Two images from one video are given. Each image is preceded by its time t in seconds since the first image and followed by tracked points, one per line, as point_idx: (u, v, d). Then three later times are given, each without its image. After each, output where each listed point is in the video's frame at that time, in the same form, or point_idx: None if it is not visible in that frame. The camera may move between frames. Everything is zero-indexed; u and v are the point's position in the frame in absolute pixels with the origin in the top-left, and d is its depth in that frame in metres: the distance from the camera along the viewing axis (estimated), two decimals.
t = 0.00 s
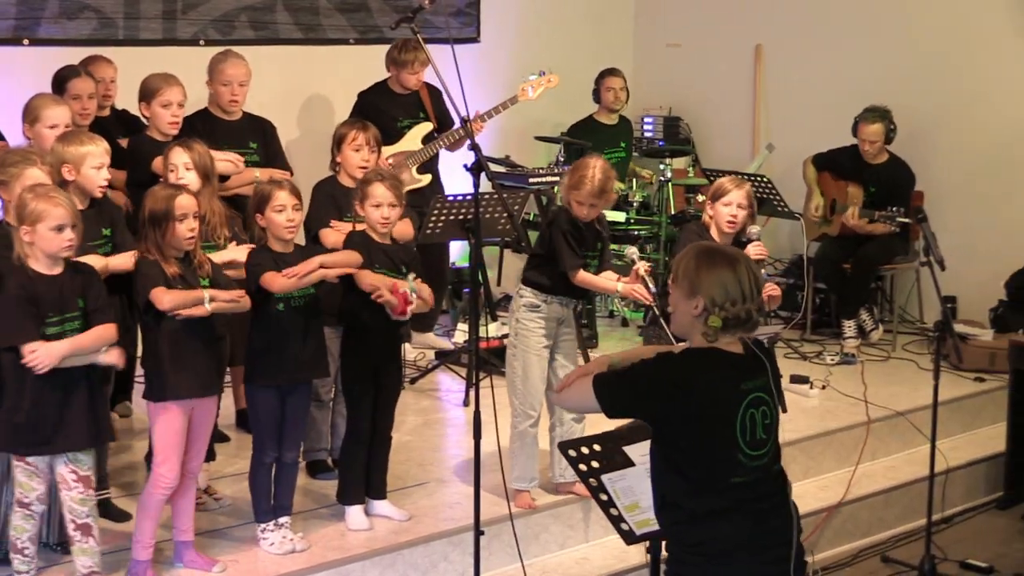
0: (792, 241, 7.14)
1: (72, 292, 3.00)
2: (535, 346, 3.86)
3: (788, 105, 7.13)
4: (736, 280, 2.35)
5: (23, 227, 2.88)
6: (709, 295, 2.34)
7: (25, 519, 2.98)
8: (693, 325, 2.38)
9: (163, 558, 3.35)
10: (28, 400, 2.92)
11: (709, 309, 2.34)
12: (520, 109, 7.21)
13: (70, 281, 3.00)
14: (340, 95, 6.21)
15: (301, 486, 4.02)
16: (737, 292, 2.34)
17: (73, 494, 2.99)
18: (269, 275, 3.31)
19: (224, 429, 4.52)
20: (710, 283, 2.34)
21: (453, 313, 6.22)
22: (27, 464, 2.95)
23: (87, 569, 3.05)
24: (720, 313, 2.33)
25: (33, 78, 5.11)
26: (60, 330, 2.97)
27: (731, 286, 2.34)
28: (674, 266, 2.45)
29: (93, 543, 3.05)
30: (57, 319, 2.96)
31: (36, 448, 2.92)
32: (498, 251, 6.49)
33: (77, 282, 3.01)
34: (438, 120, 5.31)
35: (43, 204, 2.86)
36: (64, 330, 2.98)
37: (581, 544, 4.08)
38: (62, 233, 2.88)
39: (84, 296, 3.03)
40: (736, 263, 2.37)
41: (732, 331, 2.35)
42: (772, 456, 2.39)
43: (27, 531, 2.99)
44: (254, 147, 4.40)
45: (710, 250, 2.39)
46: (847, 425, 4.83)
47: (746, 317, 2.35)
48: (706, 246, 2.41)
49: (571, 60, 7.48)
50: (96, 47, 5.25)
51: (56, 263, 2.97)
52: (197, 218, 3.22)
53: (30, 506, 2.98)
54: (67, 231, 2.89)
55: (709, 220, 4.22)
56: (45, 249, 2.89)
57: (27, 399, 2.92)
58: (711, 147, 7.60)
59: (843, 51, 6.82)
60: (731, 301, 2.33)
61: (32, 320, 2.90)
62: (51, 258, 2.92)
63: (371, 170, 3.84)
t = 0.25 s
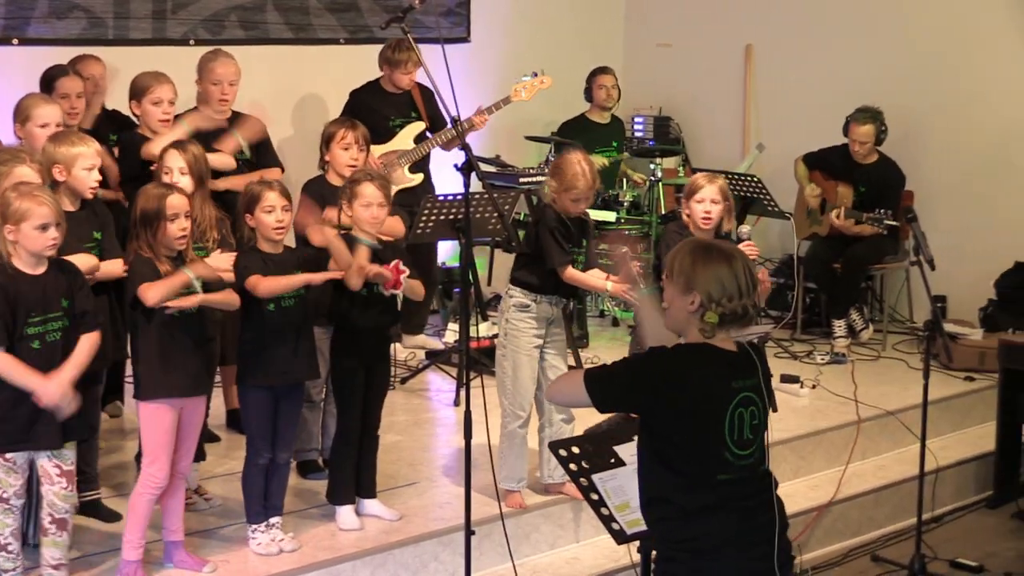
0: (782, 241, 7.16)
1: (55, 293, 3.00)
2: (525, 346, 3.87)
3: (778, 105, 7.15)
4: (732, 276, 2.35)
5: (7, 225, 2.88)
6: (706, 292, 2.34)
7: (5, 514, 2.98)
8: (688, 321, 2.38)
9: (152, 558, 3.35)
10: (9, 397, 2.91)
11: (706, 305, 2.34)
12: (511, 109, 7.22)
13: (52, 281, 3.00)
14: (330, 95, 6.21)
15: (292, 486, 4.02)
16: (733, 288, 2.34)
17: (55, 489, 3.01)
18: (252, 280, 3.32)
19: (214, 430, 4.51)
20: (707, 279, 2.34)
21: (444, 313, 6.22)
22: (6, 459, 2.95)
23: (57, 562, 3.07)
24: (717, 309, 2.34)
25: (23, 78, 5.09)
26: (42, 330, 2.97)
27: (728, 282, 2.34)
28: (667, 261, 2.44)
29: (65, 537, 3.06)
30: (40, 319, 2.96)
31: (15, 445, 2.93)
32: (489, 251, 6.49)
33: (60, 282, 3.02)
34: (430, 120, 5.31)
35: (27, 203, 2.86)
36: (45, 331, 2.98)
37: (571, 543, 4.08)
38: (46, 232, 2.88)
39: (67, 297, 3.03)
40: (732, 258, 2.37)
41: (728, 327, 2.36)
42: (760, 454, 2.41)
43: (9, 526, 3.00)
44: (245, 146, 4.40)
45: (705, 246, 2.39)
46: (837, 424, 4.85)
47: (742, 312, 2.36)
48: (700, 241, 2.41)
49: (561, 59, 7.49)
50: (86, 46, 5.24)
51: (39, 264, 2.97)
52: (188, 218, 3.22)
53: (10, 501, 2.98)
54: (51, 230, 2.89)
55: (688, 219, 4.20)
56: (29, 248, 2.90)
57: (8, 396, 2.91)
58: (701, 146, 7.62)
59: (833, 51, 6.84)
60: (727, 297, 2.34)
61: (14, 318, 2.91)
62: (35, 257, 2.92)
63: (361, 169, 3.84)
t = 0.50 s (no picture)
0: (772, 242, 7.18)
1: (56, 290, 3.01)
2: (523, 347, 3.88)
3: (767, 105, 7.17)
4: (722, 277, 2.35)
5: (10, 223, 2.88)
6: (696, 293, 2.34)
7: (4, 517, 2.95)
8: (679, 323, 2.38)
9: (141, 559, 3.34)
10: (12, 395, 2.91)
11: (697, 307, 2.34)
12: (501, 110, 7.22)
13: (54, 279, 3.02)
14: (320, 95, 6.20)
15: (282, 487, 4.02)
16: (723, 289, 2.34)
17: (45, 488, 3.01)
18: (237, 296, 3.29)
19: (204, 430, 4.51)
20: (697, 281, 2.34)
21: (434, 313, 6.22)
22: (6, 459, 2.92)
23: (40, 561, 3.03)
24: (708, 311, 2.33)
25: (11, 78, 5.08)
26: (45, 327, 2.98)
27: (717, 283, 2.34)
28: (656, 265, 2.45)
29: (47, 535, 3.05)
30: (43, 316, 2.97)
31: (19, 445, 2.92)
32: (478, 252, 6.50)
33: (62, 280, 3.04)
34: (422, 120, 5.31)
35: (31, 200, 2.87)
36: (48, 328, 2.99)
37: (561, 543, 4.08)
38: (50, 230, 2.90)
39: (69, 295, 3.06)
40: (721, 259, 2.37)
41: (720, 328, 2.35)
42: (745, 460, 2.40)
43: (7, 529, 2.96)
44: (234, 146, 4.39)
45: (693, 248, 2.39)
46: (827, 424, 4.86)
47: (733, 313, 2.35)
48: (689, 244, 2.42)
49: (551, 60, 7.50)
50: (75, 46, 5.22)
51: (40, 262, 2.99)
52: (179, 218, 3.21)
53: (10, 503, 2.95)
54: (54, 228, 2.91)
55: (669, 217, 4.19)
56: (31, 245, 2.91)
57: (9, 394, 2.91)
58: (690, 147, 7.63)
59: (822, 52, 6.86)
60: (718, 298, 2.33)
61: (18, 315, 2.92)
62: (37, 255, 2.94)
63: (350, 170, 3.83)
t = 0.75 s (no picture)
0: (761, 241, 7.20)
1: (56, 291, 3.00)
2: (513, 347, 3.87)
3: (757, 105, 7.19)
4: (705, 276, 2.31)
5: (10, 223, 2.88)
6: (678, 293, 2.30)
7: (12, 520, 2.94)
8: (661, 323, 2.34)
9: (130, 560, 3.33)
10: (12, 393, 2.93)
11: (679, 307, 2.30)
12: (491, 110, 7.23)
13: (53, 279, 3.01)
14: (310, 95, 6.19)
15: (272, 487, 4.01)
16: (705, 289, 2.30)
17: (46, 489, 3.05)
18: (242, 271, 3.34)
19: (194, 431, 4.50)
20: (679, 281, 2.30)
21: (424, 313, 6.22)
22: (16, 458, 2.93)
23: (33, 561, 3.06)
24: (690, 310, 2.30)
25: None
26: (46, 325, 2.98)
27: (700, 283, 2.30)
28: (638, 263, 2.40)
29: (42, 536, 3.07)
30: (45, 315, 2.97)
31: (23, 443, 2.93)
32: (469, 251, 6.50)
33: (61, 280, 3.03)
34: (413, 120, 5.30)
35: (29, 202, 2.86)
36: (49, 326, 2.98)
37: (551, 543, 4.09)
38: (47, 233, 2.87)
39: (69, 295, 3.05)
40: (703, 258, 2.34)
41: (702, 328, 2.32)
42: (731, 465, 2.36)
43: (12, 532, 2.94)
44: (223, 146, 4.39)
45: (676, 246, 2.35)
46: (817, 424, 4.88)
47: (716, 313, 2.31)
48: (672, 242, 2.37)
49: (541, 60, 7.50)
50: (64, 46, 5.21)
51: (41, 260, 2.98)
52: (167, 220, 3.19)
53: (20, 506, 2.95)
54: (53, 231, 2.88)
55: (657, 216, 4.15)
56: (29, 247, 2.89)
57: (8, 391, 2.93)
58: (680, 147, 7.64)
59: (811, 53, 6.88)
60: (700, 298, 2.30)
61: (17, 314, 2.92)
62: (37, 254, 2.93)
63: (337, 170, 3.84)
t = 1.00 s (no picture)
0: (748, 242, 7.22)
1: (49, 289, 3.00)
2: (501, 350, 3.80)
3: (744, 106, 7.21)
4: (689, 276, 2.31)
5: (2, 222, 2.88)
6: (663, 293, 2.30)
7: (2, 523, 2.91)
8: (648, 323, 2.35)
9: (118, 561, 3.33)
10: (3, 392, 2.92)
11: (665, 307, 2.30)
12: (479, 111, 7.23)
13: (45, 277, 3.00)
14: (297, 95, 6.19)
15: (260, 487, 4.01)
16: (690, 288, 2.30)
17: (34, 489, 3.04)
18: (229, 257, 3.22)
19: (182, 431, 4.49)
20: (664, 281, 2.30)
21: (412, 313, 6.22)
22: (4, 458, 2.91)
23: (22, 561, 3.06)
24: (675, 310, 2.29)
25: None
26: (40, 322, 2.97)
27: (684, 282, 2.30)
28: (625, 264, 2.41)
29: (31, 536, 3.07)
30: (38, 314, 2.97)
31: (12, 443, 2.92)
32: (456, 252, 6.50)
33: (53, 278, 3.03)
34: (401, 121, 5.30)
35: (21, 201, 2.86)
36: (41, 323, 2.98)
37: (539, 542, 4.09)
38: (39, 232, 2.88)
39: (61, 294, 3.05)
40: (688, 258, 2.33)
41: (687, 327, 2.32)
42: (723, 465, 2.36)
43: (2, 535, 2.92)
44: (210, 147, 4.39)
45: (661, 246, 2.35)
46: (804, 423, 4.89)
47: (700, 312, 2.31)
48: (657, 242, 2.37)
49: (529, 60, 7.51)
50: (50, 46, 5.19)
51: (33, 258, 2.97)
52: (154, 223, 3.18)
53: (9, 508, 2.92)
54: (44, 230, 2.89)
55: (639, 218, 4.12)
56: (20, 245, 2.89)
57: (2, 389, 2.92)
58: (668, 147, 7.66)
59: (798, 54, 6.90)
60: (684, 297, 2.29)
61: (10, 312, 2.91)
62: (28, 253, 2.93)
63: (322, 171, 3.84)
